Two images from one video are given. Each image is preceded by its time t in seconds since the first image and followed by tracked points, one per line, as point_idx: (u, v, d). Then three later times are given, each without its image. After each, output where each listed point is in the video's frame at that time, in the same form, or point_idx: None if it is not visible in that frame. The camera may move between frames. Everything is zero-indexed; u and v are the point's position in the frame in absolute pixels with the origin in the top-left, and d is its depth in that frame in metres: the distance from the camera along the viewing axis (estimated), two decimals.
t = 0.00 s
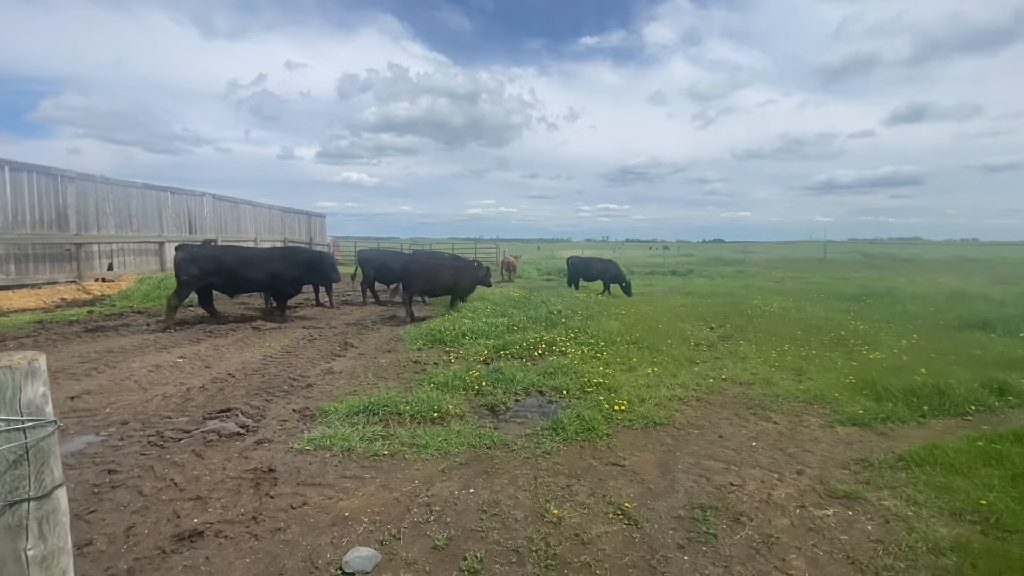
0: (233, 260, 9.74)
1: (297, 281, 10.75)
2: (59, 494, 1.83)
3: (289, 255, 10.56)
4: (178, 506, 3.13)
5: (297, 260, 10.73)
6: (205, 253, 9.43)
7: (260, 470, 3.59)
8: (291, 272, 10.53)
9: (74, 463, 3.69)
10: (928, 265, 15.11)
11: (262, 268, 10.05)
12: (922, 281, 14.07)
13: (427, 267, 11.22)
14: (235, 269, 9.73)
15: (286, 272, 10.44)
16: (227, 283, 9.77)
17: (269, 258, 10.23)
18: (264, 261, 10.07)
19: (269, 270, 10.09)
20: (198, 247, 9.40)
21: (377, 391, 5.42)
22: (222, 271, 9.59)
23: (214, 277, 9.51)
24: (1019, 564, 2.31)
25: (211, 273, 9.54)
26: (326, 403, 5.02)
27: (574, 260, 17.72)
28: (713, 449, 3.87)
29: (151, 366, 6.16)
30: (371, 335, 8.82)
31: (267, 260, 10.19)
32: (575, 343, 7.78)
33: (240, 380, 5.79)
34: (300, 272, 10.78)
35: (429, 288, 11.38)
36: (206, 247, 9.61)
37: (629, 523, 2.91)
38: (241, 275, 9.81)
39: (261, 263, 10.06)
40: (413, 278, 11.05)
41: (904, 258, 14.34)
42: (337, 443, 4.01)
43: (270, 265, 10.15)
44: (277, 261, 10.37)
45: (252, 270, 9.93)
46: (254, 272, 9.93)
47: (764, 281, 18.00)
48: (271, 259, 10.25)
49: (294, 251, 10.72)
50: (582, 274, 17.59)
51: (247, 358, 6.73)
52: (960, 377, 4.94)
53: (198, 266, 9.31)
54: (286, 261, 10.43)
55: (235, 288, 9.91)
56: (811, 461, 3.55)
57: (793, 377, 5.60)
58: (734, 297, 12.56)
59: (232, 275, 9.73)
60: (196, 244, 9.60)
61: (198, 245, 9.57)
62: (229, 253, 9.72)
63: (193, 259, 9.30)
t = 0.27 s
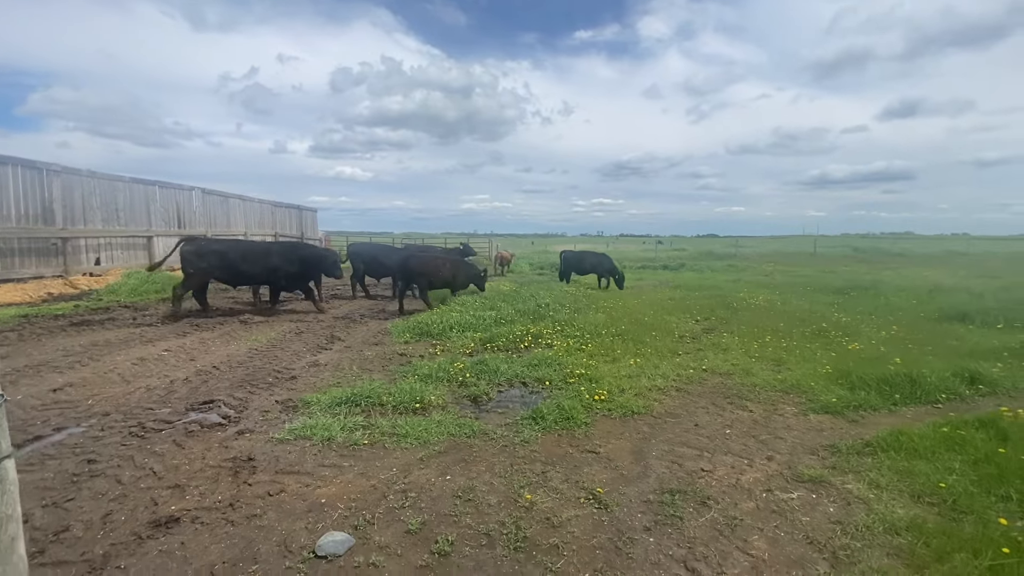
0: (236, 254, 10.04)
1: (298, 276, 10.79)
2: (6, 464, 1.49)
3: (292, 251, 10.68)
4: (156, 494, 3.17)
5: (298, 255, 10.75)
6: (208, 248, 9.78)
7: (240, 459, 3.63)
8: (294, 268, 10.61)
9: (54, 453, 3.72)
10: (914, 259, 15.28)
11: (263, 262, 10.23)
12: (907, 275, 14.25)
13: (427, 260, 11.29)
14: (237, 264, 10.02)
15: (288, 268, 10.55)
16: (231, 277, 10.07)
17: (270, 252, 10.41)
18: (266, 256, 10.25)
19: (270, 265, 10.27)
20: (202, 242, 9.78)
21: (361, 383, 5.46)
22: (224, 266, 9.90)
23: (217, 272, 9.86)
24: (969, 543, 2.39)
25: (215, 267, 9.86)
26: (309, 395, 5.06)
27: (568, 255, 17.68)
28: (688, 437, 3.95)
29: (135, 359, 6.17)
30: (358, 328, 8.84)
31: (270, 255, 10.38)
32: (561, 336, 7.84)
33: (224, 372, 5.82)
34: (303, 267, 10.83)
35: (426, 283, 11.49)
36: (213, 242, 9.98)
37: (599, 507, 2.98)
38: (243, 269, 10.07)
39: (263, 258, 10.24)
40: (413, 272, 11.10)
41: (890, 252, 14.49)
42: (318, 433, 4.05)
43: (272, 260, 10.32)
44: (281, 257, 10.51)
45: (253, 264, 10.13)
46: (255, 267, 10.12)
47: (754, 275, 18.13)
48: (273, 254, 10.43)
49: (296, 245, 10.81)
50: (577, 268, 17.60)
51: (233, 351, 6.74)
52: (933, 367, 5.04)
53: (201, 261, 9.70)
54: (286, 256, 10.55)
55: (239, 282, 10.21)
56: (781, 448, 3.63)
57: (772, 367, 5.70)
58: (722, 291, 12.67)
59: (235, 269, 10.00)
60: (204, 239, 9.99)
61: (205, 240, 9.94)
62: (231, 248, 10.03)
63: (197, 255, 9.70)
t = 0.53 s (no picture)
0: (247, 252, 10.14)
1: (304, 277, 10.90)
2: None
3: (300, 250, 10.79)
4: (136, 489, 3.17)
5: (305, 255, 10.85)
6: (222, 245, 9.87)
7: (222, 454, 3.63)
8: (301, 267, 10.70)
9: (36, 449, 3.71)
10: (904, 256, 15.40)
11: (272, 260, 10.35)
12: (896, 272, 14.35)
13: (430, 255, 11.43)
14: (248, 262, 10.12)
15: (295, 267, 10.64)
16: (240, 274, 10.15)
17: (279, 251, 10.53)
18: (275, 254, 10.36)
19: (277, 263, 10.37)
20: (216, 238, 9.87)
21: (348, 379, 5.45)
22: (234, 264, 9.98)
23: (227, 269, 9.94)
24: (940, 533, 2.42)
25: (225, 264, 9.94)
26: (295, 391, 5.05)
27: (563, 252, 17.55)
28: (671, 431, 3.98)
29: (122, 356, 6.15)
30: (348, 325, 8.83)
31: (278, 253, 10.49)
32: (551, 332, 7.86)
33: (211, 368, 5.80)
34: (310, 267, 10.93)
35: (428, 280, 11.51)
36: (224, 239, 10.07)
37: (578, 500, 3.00)
38: (252, 267, 10.17)
39: (272, 256, 10.35)
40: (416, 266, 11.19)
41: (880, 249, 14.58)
42: (303, 428, 4.05)
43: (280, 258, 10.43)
44: (288, 255, 10.62)
45: (262, 262, 10.23)
46: (264, 264, 10.23)
47: (746, 272, 18.21)
48: (282, 253, 10.54)
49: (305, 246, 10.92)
50: (572, 265, 17.59)
51: (221, 348, 6.72)
52: (916, 361, 5.09)
53: (214, 258, 9.76)
54: (296, 257, 10.65)
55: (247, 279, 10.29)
56: (762, 441, 3.66)
57: (758, 362, 5.74)
58: (713, 287, 12.73)
59: (244, 266, 10.10)
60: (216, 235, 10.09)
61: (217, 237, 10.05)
62: (242, 245, 10.12)
63: (210, 251, 9.78)
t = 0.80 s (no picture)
0: (254, 253, 10.17)
1: (312, 276, 10.84)
2: None
3: (307, 250, 10.78)
4: (112, 492, 3.12)
5: (313, 255, 10.81)
6: (229, 245, 9.89)
7: (203, 456, 3.58)
8: (308, 266, 10.66)
9: (12, 451, 3.65)
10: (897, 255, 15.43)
11: (278, 260, 10.36)
12: (890, 271, 14.37)
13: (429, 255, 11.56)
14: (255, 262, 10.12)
15: (302, 266, 10.61)
16: (248, 275, 10.17)
17: (286, 251, 10.53)
18: (281, 254, 10.37)
19: (284, 263, 10.38)
20: (223, 240, 9.89)
21: (335, 379, 5.40)
22: (242, 264, 10.01)
23: (235, 270, 9.97)
24: (922, 533, 2.39)
25: (233, 265, 9.97)
26: (281, 392, 5.00)
27: (559, 251, 17.38)
28: (658, 431, 3.95)
29: (107, 356, 6.07)
30: (339, 325, 8.77)
31: (285, 253, 10.50)
32: (543, 331, 7.83)
33: (197, 369, 5.74)
34: (318, 267, 10.89)
35: (426, 279, 11.63)
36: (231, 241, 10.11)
37: (561, 501, 2.96)
38: (259, 267, 10.19)
39: (278, 256, 10.36)
40: (415, 265, 11.33)
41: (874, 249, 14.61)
42: (286, 429, 4.00)
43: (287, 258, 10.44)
44: (295, 255, 10.61)
45: (268, 262, 10.25)
46: (271, 264, 10.24)
47: (739, 271, 18.22)
48: (289, 253, 10.55)
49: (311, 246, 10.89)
50: (567, 265, 17.53)
51: (208, 348, 6.65)
52: (905, 360, 5.08)
53: (222, 259, 9.79)
54: (303, 256, 10.60)
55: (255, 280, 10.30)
56: (749, 441, 3.63)
57: (748, 362, 5.72)
58: (706, 286, 12.71)
59: (251, 267, 10.12)
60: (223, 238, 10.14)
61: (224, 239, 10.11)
62: (249, 246, 10.15)
63: (217, 253, 9.80)
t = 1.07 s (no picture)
0: (260, 256, 10.07)
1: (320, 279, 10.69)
2: None
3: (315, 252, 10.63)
4: (80, 506, 3.02)
5: (321, 257, 10.65)
6: (235, 249, 9.84)
7: (178, 467, 3.48)
8: (315, 268, 10.51)
9: None
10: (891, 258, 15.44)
11: (284, 262, 10.22)
12: (884, 274, 14.37)
13: (428, 257, 11.59)
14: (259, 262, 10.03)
15: (309, 269, 10.45)
16: (255, 278, 10.12)
17: (293, 254, 10.40)
18: (288, 256, 10.25)
19: (290, 266, 10.25)
20: (230, 243, 9.85)
21: (320, 386, 5.30)
22: (248, 268, 9.94)
23: (242, 273, 9.92)
24: (912, 548, 2.32)
25: (239, 268, 9.92)
26: (264, 399, 4.90)
27: (554, 253, 17.25)
28: (647, 439, 3.88)
29: (89, 362, 5.96)
30: (329, 329, 8.66)
31: (292, 255, 10.37)
32: (535, 335, 7.75)
33: (180, 375, 5.63)
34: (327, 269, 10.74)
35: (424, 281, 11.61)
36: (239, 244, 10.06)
37: (544, 514, 2.88)
38: (266, 270, 10.10)
39: (285, 258, 10.23)
40: (413, 267, 11.33)
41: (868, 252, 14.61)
42: (266, 438, 3.90)
43: (294, 261, 10.30)
44: (302, 257, 10.46)
45: (274, 264, 10.13)
46: (277, 267, 10.13)
47: (734, 274, 18.20)
48: (296, 255, 10.42)
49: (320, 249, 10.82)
50: (563, 267, 17.47)
51: (193, 354, 6.54)
52: (897, 365, 5.02)
53: (228, 262, 9.76)
54: (309, 258, 10.44)
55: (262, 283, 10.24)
56: (738, 449, 3.56)
57: (740, 366, 5.65)
58: (700, 289, 12.66)
59: (257, 270, 10.04)
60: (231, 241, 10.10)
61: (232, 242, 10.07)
62: (255, 249, 10.07)
63: (224, 256, 9.77)
